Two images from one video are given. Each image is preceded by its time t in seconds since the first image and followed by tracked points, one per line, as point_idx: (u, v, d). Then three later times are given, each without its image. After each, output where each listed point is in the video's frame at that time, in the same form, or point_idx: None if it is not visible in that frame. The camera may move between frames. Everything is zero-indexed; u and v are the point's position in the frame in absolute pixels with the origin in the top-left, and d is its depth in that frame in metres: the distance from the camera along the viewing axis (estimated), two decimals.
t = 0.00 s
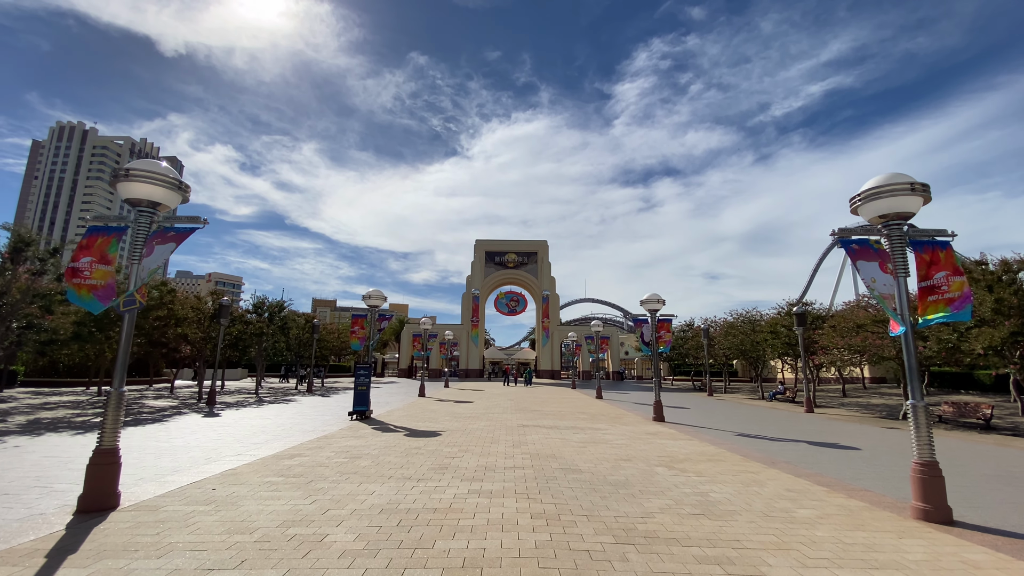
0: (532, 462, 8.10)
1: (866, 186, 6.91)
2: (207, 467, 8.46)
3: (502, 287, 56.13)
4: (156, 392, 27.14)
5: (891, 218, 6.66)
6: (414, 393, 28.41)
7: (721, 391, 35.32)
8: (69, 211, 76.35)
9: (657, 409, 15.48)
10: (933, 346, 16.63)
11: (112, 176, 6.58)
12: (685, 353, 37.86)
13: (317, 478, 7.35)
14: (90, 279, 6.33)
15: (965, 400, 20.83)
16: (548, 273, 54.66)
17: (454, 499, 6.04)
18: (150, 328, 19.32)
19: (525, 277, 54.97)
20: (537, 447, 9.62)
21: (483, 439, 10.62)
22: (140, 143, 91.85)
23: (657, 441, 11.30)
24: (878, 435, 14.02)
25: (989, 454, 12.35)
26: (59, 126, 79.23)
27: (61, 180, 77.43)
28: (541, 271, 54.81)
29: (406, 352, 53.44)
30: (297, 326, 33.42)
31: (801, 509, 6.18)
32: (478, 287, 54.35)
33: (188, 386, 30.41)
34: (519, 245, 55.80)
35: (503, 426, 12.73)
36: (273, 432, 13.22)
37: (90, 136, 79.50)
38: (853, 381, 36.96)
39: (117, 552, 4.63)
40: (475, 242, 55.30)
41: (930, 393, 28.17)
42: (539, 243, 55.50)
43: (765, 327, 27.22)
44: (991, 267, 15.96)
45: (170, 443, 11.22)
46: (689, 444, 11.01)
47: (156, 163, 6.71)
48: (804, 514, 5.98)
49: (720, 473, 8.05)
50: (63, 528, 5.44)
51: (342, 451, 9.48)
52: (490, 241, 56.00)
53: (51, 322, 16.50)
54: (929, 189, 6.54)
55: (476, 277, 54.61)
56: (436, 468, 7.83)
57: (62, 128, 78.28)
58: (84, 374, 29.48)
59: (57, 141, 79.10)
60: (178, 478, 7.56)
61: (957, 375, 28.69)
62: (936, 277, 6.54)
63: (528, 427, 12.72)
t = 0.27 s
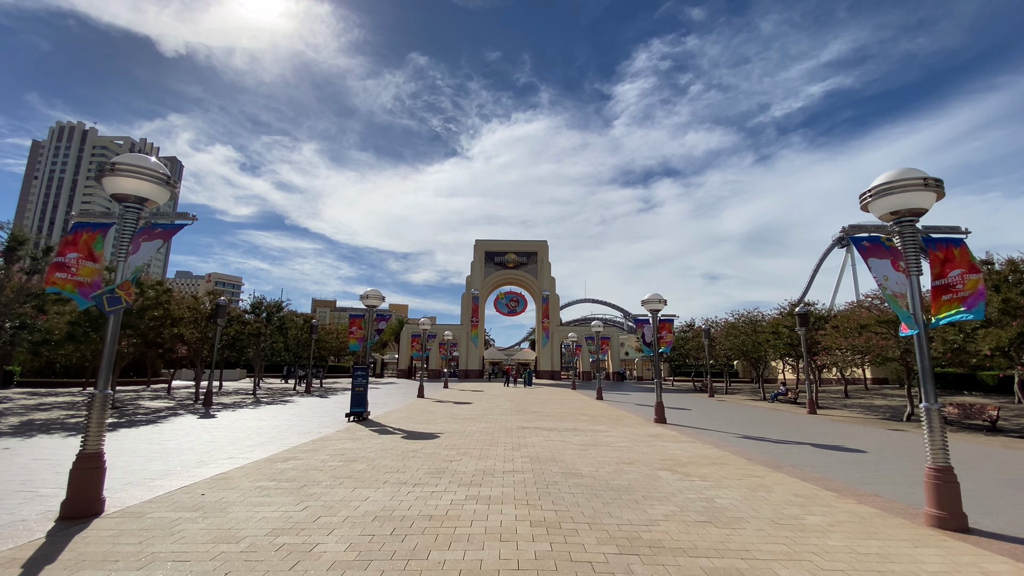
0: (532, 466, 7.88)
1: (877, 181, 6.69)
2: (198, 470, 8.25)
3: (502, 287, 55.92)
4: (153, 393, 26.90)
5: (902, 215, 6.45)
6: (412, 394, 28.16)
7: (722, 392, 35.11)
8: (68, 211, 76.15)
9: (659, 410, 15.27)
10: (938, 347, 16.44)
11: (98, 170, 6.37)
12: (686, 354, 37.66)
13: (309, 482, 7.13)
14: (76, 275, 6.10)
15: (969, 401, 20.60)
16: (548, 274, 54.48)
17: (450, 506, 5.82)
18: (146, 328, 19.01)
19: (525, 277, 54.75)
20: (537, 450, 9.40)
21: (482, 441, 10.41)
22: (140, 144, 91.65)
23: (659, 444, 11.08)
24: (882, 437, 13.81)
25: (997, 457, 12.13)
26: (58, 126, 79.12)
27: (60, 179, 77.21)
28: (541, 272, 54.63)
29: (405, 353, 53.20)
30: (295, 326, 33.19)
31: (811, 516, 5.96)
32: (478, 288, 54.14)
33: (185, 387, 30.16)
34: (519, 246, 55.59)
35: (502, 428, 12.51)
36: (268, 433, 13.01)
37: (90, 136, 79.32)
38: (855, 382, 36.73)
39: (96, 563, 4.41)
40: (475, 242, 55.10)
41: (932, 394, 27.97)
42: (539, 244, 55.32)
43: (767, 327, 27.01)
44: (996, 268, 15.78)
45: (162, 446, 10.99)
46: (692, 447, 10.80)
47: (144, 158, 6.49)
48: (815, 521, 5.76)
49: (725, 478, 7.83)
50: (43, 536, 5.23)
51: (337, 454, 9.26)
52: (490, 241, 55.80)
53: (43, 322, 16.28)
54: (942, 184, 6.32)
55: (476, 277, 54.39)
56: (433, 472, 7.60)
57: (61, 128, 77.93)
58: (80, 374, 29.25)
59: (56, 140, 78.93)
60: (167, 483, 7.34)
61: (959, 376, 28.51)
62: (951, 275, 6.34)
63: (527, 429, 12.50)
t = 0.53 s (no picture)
0: (532, 469, 7.67)
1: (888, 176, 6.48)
2: (188, 473, 8.03)
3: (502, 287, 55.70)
4: (149, 394, 26.67)
5: (914, 210, 6.22)
6: (411, 394, 27.96)
7: (723, 392, 34.91)
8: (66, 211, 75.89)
9: (660, 411, 15.06)
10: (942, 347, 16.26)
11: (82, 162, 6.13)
12: (686, 354, 37.47)
13: (302, 486, 6.92)
14: (58, 272, 5.91)
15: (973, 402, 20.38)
16: (548, 274, 54.30)
17: (447, 510, 5.61)
18: (140, 327, 18.73)
19: (524, 277, 54.55)
20: (537, 452, 9.18)
21: (480, 443, 10.20)
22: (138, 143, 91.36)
23: (661, 445, 10.87)
24: (887, 438, 13.63)
25: (1005, 459, 11.92)
26: (57, 125, 78.92)
27: (59, 179, 76.97)
28: (541, 272, 54.46)
29: (404, 353, 52.97)
30: (293, 326, 32.97)
31: (821, 521, 5.75)
32: (477, 288, 53.93)
33: (182, 387, 29.95)
34: (518, 246, 55.40)
35: (501, 430, 12.31)
36: (263, 434, 12.78)
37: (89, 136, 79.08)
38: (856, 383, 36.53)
39: (73, 572, 4.20)
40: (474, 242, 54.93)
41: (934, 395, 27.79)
42: (538, 244, 55.13)
43: (768, 328, 26.80)
44: (1002, 267, 15.60)
45: (155, 447, 10.79)
46: (695, 449, 10.60)
47: (132, 149, 6.26)
48: (825, 526, 5.55)
49: (730, 480, 7.63)
50: (22, 542, 5.02)
51: (333, 456, 9.05)
52: (489, 241, 55.61)
53: (35, 321, 16.18)
54: (956, 178, 6.10)
55: (475, 277, 54.18)
56: (430, 475, 7.39)
57: (60, 127, 77.85)
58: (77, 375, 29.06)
59: (54, 140, 78.71)
60: (155, 486, 7.13)
61: (961, 377, 28.34)
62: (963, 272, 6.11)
63: (527, 431, 12.29)
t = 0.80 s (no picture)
0: (532, 473, 7.44)
1: (902, 169, 6.29)
2: (177, 477, 7.77)
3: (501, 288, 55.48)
4: (144, 395, 26.34)
5: (929, 205, 6.04)
6: (409, 396, 27.70)
7: (723, 394, 34.68)
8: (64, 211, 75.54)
9: (662, 413, 14.84)
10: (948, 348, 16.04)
11: (64, 154, 5.88)
12: (686, 355, 37.25)
13: (294, 491, 6.67)
14: (38, 268, 5.66)
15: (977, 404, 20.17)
16: (548, 275, 54.13)
17: (445, 518, 5.37)
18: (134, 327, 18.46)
19: (524, 278, 54.32)
20: (538, 456, 8.94)
21: (479, 446, 9.97)
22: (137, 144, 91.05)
23: (664, 448, 10.64)
24: (892, 442, 13.42)
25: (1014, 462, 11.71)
26: (55, 125, 78.62)
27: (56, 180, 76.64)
28: (541, 273, 54.29)
29: (403, 354, 52.65)
30: (290, 327, 32.69)
31: (834, 529, 5.52)
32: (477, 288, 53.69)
33: (177, 388, 29.62)
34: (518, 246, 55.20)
35: (500, 432, 12.06)
36: (256, 437, 12.52)
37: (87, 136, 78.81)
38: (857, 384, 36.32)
39: None
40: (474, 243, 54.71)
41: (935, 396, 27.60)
42: (538, 244, 54.97)
43: (769, 329, 26.59)
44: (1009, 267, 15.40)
45: (145, 450, 10.51)
46: (698, 452, 10.37)
47: (118, 141, 6.04)
48: (839, 535, 5.32)
49: (737, 485, 7.39)
50: None
51: (327, 460, 8.80)
52: (489, 242, 55.41)
53: (29, 321, 15.75)
54: (973, 172, 5.90)
55: (474, 278, 53.93)
56: (427, 480, 7.13)
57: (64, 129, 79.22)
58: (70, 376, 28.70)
59: (52, 140, 78.42)
60: (142, 491, 6.86)
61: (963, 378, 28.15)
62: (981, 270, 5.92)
63: (527, 433, 12.03)
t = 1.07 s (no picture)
0: (533, 479, 7.21)
1: (916, 164, 6.07)
2: (165, 484, 7.52)
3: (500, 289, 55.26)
4: (139, 397, 26.07)
5: (945, 201, 5.84)
6: (408, 398, 27.45)
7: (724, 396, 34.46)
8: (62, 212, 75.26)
9: (664, 416, 14.62)
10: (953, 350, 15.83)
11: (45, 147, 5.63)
12: (687, 357, 37.03)
13: (287, 498, 6.44)
14: (18, 267, 5.43)
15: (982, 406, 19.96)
16: (547, 276, 53.96)
17: (442, 528, 5.13)
18: (128, 329, 18.21)
19: (523, 279, 54.12)
20: (538, 461, 8.72)
21: (478, 450, 9.74)
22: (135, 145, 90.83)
23: (667, 453, 10.42)
24: (898, 445, 13.22)
25: None
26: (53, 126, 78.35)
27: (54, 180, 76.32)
28: (541, 274, 54.09)
29: (401, 356, 52.36)
30: (288, 329, 32.43)
31: (848, 539, 5.30)
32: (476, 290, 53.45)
33: (174, 391, 29.34)
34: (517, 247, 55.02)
35: (500, 436, 11.84)
36: (251, 441, 12.28)
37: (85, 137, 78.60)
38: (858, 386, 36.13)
39: None
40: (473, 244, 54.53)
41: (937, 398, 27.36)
42: (537, 246, 54.82)
43: (771, 330, 26.39)
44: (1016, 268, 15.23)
45: (136, 454, 10.27)
46: (702, 456, 10.15)
47: (103, 135, 5.81)
48: (854, 545, 5.10)
49: (745, 491, 7.16)
50: None
51: (322, 465, 8.56)
52: (488, 243, 55.23)
53: (20, 322, 15.55)
54: (990, 167, 5.69)
55: (474, 279, 53.71)
56: (424, 486, 6.90)
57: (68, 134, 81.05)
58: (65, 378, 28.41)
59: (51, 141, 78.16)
60: (128, 499, 6.62)
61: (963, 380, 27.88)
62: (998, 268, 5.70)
63: (527, 437, 11.81)
